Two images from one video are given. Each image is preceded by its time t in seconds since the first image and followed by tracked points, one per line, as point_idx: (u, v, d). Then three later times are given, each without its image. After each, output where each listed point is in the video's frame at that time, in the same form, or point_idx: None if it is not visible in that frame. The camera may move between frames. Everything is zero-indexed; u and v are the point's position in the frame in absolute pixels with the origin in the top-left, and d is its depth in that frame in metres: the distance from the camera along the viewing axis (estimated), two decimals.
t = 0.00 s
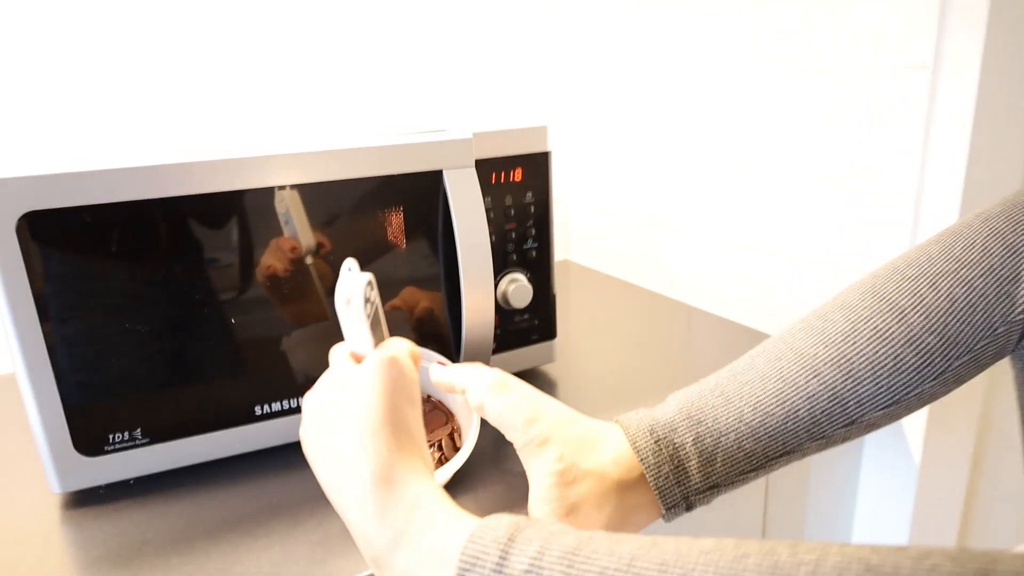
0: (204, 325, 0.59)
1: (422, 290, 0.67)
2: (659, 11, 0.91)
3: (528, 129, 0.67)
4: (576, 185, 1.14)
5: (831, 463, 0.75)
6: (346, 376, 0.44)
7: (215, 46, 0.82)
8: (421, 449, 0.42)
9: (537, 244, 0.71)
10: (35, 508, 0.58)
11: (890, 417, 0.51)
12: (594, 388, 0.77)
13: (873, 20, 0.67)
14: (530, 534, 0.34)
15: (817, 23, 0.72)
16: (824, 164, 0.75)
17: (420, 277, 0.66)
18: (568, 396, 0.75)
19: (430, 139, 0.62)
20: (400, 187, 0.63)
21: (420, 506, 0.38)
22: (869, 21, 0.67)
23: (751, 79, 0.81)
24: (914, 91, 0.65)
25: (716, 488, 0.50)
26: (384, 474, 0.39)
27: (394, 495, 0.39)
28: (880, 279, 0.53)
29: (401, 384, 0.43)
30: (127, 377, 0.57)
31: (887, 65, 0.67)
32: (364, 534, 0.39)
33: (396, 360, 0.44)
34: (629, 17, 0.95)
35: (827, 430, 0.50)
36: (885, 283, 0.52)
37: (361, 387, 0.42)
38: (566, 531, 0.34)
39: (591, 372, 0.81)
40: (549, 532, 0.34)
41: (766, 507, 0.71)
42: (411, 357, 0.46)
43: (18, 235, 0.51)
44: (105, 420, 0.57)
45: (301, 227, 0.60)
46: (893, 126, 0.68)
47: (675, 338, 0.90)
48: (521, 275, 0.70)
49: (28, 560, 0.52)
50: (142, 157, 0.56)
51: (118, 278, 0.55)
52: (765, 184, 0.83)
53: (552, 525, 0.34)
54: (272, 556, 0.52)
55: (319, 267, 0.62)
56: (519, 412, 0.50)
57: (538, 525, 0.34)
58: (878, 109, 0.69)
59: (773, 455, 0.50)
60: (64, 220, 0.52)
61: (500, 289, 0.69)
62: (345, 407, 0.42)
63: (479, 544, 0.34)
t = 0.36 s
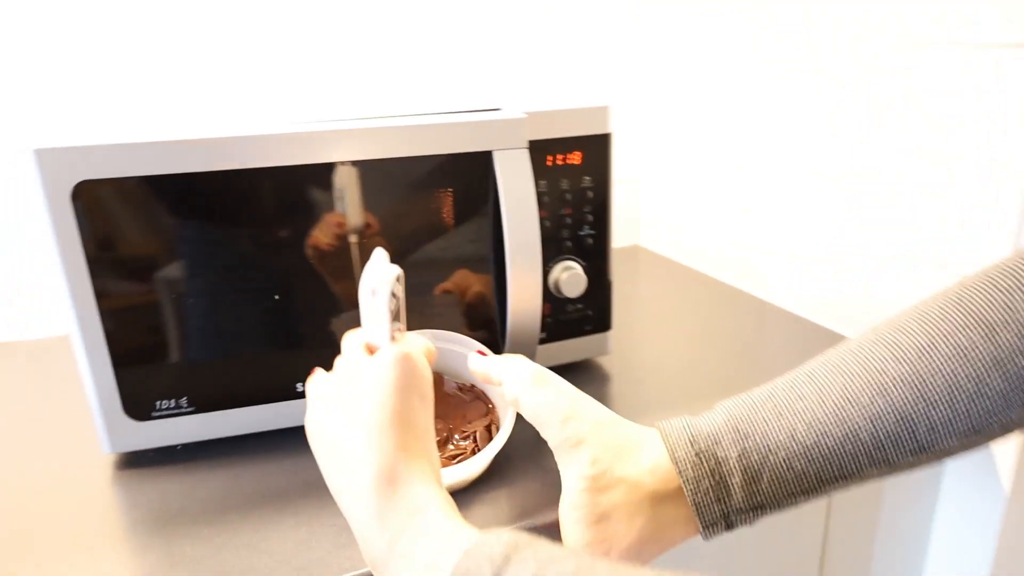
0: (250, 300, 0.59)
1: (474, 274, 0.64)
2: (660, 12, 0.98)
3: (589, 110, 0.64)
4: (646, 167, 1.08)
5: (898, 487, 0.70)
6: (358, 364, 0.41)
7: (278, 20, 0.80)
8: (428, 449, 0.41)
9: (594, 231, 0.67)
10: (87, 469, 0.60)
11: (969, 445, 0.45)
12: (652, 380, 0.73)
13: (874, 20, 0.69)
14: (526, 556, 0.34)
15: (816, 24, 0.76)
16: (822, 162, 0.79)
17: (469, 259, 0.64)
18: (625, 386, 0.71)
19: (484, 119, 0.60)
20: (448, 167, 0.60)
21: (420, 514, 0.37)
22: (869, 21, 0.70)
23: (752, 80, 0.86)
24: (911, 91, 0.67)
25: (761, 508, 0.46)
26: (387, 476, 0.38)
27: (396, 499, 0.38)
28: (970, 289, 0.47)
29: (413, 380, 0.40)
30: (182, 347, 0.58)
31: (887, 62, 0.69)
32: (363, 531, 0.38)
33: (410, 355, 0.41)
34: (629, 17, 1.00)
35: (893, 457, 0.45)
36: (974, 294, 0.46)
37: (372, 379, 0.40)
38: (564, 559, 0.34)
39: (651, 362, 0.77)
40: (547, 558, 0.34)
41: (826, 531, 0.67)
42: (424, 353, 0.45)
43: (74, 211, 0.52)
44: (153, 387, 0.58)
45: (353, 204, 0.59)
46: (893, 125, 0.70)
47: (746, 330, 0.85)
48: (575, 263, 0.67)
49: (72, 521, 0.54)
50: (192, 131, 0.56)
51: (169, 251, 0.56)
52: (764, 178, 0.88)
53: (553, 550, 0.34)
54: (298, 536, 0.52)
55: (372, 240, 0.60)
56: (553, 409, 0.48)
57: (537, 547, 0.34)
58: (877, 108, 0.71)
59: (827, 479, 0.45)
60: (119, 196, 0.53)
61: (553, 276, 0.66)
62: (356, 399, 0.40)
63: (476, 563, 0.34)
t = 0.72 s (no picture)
0: (276, 264, 0.60)
1: (502, 248, 0.64)
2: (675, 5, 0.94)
3: (629, 86, 0.61)
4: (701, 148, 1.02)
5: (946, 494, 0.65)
6: (350, 330, 0.43)
7: None
8: (411, 418, 0.42)
9: (628, 211, 0.65)
10: (117, 423, 0.62)
11: (1001, 455, 0.43)
12: (686, 362, 0.70)
13: (873, 19, 0.74)
14: (493, 537, 0.33)
15: (816, 25, 0.81)
16: (817, 160, 0.85)
17: (497, 235, 0.63)
18: (657, 372, 0.69)
19: (519, 90, 0.58)
20: (479, 139, 0.59)
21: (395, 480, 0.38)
22: (868, 20, 0.74)
23: (750, 79, 0.91)
24: (910, 90, 0.71)
25: (773, 506, 0.44)
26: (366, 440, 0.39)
27: (374, 463, 0.39)
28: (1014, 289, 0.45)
29: (401, 347, 0.42)
30: (210, 309, 0.59)
31: (887, 59, 0.73)
32: (340, 494, 0.39)
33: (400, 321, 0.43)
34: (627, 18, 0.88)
35: (918, 461, 0.43)
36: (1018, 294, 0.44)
37: (361, 344, 0.42)
38: (531, 541, 0.33)
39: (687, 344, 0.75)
40: (514, 538, 0.33)
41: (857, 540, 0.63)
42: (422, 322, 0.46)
43: (110, 174, 0.53)
44: (181, 346, 0.60)
45: (384, 171, 0.58)
46: (893, 125, 0.74)
47: (793, 317, 0.81)
48: (607, 243, 0.65)
49: (98, 472, 0.56)
50: (222, 94, 0.56)
51: (199, 216, 0.56)
52: (763, 176, 0.93)
53: (522, 532, 0.33)
54: (307, 501, 0.52)
55: (406, 210, 0.60)
56: (565, 389, 0.46)
57: (505, 527, 0.33)
58: (875, 108, 0.76)
59: (846, 479, 0.44)
60: (151, 165, 0.54)
61: (583, 254, 0.65)
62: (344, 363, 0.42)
63: (441, 538, 0.33)
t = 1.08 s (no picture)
0: (292, 257, 0.60)
1: (519, 244, 0.63)
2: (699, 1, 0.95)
3: (648, 78, 0.60)
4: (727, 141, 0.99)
5: (971, 503, 0.62)
6: (360, 328, 0.43)
7: None
8: (422, 412, 0.41)
9: (646, 204, 0.64)
10: (137, 412, 0.63)
11: None
12: (704, 359, 0.69)
13: (873, 20, 0.76)
14: (491, 530, 0.32)
15: (816, 25, 0.83)
16: (821, 161, 0.86)
17: (513, 229, 0.62)
18: (673, 369, 0.68)
19: (534, 80, 0.57)
20: (496, 131, 0.58)
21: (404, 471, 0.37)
22: (868, 20, 0.76)
23: (748, 77, 0.93)
24: (909, 90, 0.73)
25: (785, 505, 0.43)
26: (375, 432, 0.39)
27: (383, 457, 0.38)
28: None
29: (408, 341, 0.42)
30: (233, 303, 0.60)
31: (886, 61, 0.75)
32: (353, 489, 0.39)
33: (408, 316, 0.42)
34: (627, 18, 0.87)
35: (938, 461, 0.42)
36: None
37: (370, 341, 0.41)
38: (532, 535, 0.32)
39: (708, 340, 0.73)
40: (514, 533, 0.32)
41: (881, 535, 0.61)
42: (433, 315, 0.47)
43: (131, 167, 0.54)
44: (199, 337, 0.60)
45: (404, 163, 0.58)
46: (893, 125, 0.76)
47: (817, 314, 0.79)
48: (624, 237, 0.64)
49: (116, 459, 0.57)
50: (237, 86, 0.56)
51: (216, 211, 0.57)
52: (759, 179, 0.96)
53: (521, 526, 0.32)
54: (317, 492, 0.52)
55: (432, 206, 0.60)
56: (576, 384, 0.46)
57: (504, 521, 0.32)
58: (875, 108, 0.78)
59: (862, 479, 0.42)
60: (170, 163, 0.55)
61: (600, 248, 0.64)
62: (355, 358, 0.42)
63: (441, 534, 0.32)
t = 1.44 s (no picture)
0: (297, 236, 0.59)
1: (528, 222, 0.62)
2: None
3: (659, 50, 0.59)
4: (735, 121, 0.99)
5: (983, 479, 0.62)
6: (369, 296, 0.43)
7: None
8: (430, 381, 0.41)
9: (657, 180, 0.63)
10: (146, 392, 0.63)
11: None
12: (715, 338, 0.68)
13: (873, 20, 0.77)
14: (501, 495, 0.30)
15: (815, 26, 0.84)
16: (828, 155, 0.86)
17: (521, 207, 0.61)
18: (684, 348, 0.67)
19: (542, 54, 0.56)
20: (504, 107, 0.57)
21: (412, 434, 0.37)
22: (868, 21, 0.77)
23: (753, 72, 0.93)
24: (912, 78, 0.74)
25: (798, 482, 0.42)
26: (384, 397, 0.38)
27: (393, 421, 0.38)
28: None
29: (418, 308, 0.41)
30: (241, 283, 0.60)
31: (886, 58, 0.76)
32: (363, 453, 0.38)
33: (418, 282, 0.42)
34: (627, 18, 0.86)
35: (955, 438, 0.41)
36: None
37: (380, 307, 0.41)
38: (542, 498, 0.30)
39: (718, 318, 0.73)
40: (524, 497, 0.30)
41: (893, 517, 0.60)
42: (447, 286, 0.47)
43: (136, 145, 0.53)
44: (207, 317, 0.60)
45: (414, 141, 0.57)
46: (894, 119, 0.77)
47: (831, 293, 0.77)
48: (635, 213, 0.63)
49: (126, 439, 0.57)
50: (240, 62, 0.55)
51: (222, 192, 0.56)
52: (763, 172, 0.96)
53: (532, 489, 0.31)
54: (327, 470, 0.52)
55: (441, 185, 0.59)
56: (585, 361, 0.45)
57: (514, 486, 0.31)
58: (877, 101, 0.78)
59: (877, 456, 0.42)
60: (176, 145, 0.54)
61: (610, 226, 0.63)
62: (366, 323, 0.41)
63: (449, 498, 0.31)
